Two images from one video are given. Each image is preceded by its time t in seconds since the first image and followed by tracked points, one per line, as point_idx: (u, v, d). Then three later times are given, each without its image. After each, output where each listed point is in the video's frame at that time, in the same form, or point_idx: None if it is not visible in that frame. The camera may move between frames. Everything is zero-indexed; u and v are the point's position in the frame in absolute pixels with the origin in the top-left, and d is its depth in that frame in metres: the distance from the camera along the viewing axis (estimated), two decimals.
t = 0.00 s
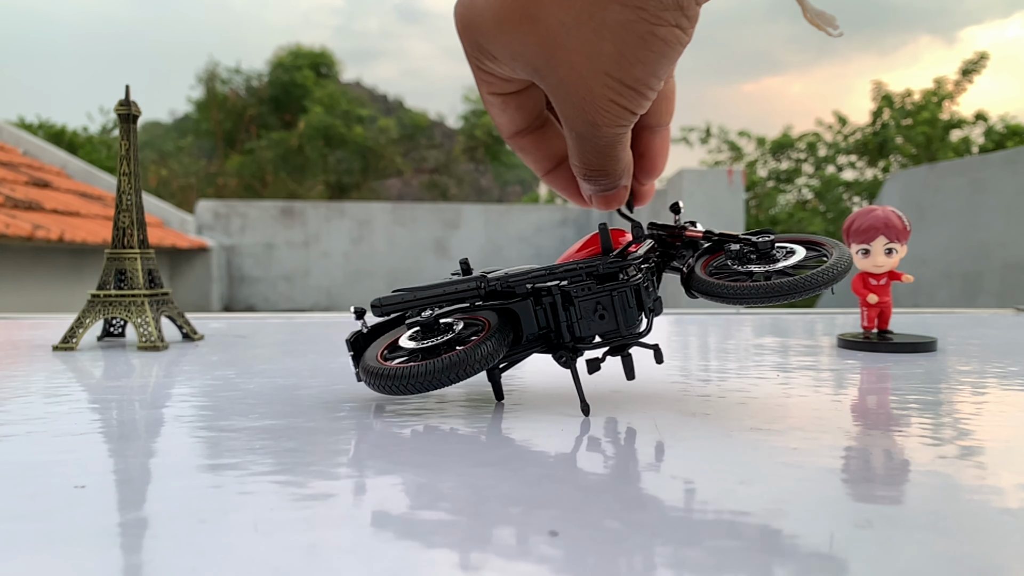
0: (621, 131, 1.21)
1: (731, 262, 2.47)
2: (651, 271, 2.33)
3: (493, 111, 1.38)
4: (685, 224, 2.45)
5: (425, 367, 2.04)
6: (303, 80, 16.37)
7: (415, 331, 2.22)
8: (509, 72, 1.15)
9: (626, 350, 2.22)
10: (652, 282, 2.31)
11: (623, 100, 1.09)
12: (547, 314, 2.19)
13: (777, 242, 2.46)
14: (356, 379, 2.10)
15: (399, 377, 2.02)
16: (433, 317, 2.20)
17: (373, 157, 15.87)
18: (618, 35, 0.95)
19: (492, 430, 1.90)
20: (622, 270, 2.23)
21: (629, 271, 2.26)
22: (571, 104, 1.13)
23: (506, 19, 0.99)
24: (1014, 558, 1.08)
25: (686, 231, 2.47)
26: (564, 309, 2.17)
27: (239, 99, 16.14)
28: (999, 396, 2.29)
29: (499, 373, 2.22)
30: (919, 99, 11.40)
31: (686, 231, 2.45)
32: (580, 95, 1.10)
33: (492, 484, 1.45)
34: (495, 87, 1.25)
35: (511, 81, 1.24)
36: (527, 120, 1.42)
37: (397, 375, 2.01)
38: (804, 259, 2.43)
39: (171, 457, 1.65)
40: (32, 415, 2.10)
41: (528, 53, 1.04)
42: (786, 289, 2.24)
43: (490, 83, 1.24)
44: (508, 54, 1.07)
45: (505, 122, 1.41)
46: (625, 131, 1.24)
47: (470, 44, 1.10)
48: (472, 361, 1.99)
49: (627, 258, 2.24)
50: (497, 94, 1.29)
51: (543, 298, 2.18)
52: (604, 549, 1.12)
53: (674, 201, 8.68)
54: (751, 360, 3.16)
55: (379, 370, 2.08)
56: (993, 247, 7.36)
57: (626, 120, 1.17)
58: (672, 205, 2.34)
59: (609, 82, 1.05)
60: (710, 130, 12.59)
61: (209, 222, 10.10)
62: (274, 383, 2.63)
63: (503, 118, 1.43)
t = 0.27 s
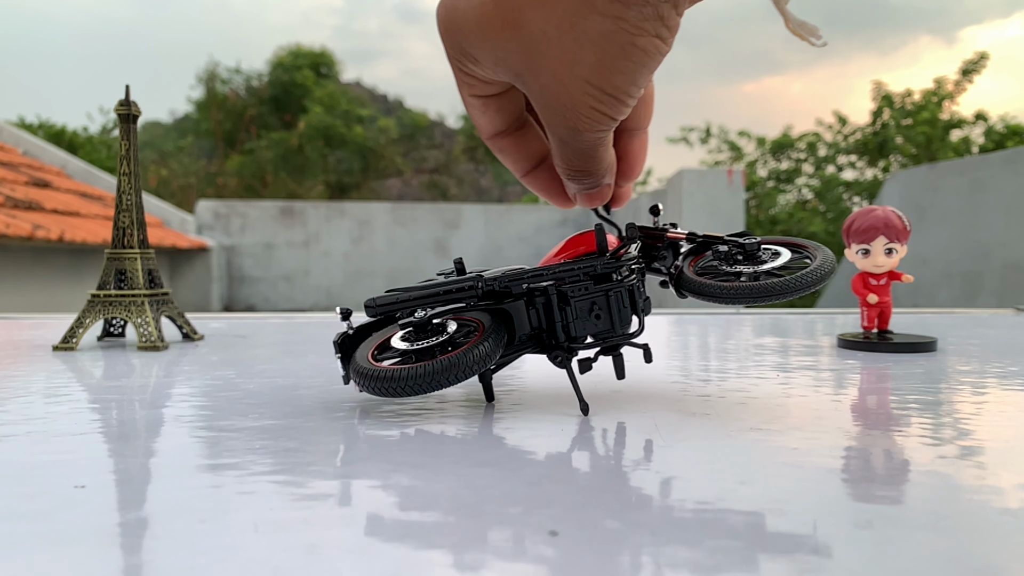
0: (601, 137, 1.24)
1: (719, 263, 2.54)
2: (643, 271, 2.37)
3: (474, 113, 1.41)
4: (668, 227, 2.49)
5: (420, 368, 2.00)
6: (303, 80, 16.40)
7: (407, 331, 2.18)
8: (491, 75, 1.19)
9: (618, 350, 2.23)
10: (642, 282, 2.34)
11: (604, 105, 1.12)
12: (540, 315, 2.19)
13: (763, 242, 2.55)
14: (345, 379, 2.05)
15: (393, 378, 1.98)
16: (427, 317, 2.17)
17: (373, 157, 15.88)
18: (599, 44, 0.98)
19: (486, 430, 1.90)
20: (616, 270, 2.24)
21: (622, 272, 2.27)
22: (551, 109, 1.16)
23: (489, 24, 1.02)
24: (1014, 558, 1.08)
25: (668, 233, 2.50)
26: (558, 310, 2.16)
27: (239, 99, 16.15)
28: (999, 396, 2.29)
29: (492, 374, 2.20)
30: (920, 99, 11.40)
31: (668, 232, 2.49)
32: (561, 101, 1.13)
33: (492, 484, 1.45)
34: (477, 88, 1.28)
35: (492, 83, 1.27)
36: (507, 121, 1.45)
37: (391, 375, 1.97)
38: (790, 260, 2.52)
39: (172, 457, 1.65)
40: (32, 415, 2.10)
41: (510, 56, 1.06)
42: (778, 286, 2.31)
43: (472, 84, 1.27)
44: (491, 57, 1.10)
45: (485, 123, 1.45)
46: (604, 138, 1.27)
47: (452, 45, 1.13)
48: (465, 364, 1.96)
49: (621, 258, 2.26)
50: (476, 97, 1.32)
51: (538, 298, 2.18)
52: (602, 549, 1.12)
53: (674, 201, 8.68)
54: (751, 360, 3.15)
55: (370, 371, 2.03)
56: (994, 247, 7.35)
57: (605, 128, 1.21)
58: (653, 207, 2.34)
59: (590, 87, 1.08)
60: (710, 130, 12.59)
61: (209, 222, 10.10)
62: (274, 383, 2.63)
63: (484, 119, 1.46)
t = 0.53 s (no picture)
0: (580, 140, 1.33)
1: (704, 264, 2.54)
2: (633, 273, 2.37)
3: (455, 115, 1.50)
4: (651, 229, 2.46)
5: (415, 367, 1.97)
6: (303, 80, 16.41)
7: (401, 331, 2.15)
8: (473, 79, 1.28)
9: (609, 350, 2.24)
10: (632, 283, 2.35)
11: (581, 111, 1.22)
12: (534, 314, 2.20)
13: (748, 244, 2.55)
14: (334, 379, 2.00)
15: (387, 377, 1.93)
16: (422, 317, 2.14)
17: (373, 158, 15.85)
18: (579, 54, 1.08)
19: (479, 430, 1.90)
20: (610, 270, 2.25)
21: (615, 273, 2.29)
22: (531, 112, 1.25)
23: (472, 30, 1.12)
24: (1013, 558, 1.08)
25: (649, 236, 2.48)
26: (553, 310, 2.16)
27: (239, 99, 16.16)
28: (999, 396, 2.29)
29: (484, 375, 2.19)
30: (920, 99, 11.39)
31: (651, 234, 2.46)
32: (541, 105, 1.23)
33: (492, 484, 1.45)
34: (458, 92, 1.37)
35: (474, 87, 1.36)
36: (487, 122, 1.53)
37: (386, 373, 1.93)
38: (775, 261, 2.53)
39: (172, 457, 1.65)
40: (32, 415, 2.10)
41: (493, 61, 1.16)
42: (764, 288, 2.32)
43: (453, 88, 1.36)
44: (475, 61, 1.19)
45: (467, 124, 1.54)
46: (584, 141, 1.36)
47: (437, 49, 1.21)
48: (460, 367, 1.91)
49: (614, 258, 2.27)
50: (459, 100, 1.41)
51: (533, 297, 2.19)
52: (601, 549, 1.12)
53: (674, 201, 8.68)
54: (751, 360, 3.16)
55: (364, 371, 1.98)
56: (994, 248, 7.36)
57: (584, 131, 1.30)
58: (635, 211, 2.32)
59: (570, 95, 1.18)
60: (710, 130, 12.59)
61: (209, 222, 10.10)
62: (274, 383, 2.63)
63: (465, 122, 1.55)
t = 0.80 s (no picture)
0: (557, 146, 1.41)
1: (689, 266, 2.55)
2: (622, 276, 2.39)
3: (435, 119, 1.59)
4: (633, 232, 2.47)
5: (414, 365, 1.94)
6: (303, 80, 16.43)
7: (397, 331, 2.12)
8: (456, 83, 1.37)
9: (601, 351, 2.26)
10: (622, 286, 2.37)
11: (557, 118, 1.31)
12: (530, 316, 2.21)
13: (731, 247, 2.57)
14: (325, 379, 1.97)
15: (385, 374, 1.90)
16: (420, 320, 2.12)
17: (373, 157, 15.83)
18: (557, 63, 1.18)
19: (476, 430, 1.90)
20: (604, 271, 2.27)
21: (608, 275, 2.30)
22: (509, 118, 1.34)
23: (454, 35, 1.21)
24: (1014, 558, 1.08)
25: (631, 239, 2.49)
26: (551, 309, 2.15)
27: (239, 99, 16.16)
28: (999, 396, 2.29)
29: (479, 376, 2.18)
30: (919, 99, 11.39)
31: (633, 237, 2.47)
32: (520, 112, 1.31)
33: (492, 484, 1.45)
34: (440, 96, 1.47)
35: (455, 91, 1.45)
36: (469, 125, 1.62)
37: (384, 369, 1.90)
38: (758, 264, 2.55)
39: (172, 457, 1.65)
40: (32, 415, 2.10)
41: (476, 68, 1.25)
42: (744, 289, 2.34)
43: (436, 92, 1.46)
44: (458, 65, 1.28)
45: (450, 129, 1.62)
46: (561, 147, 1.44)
47: (424, 51, 1.31)
48: (459, 368, 1.89)
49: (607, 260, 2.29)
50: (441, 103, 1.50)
51: (529, 298, 2.19)
52: (600, 549, 1.12)
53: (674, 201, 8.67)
54: (751, 360, 3.16)
55: (361, 370, 1.93)
56: (994, 247, 7.36)
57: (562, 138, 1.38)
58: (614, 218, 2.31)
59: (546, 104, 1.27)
60: (710, 130, 12.58)
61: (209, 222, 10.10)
62: (274, 383, 2.63)
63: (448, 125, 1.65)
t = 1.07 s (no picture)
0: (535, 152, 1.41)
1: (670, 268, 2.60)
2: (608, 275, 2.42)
3: (413, 119, 1.58)
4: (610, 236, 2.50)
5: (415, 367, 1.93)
6: (303, 80, 16.43)
7: (394, 330, 2.09)
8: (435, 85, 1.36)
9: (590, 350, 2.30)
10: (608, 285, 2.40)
11: (534, 127, 1.31)
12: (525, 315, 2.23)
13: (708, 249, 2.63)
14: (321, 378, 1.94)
15: (387, 376, 1.88)
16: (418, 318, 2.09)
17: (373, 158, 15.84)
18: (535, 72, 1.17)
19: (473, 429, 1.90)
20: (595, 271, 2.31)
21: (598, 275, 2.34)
22: (487, 124, 1.33)
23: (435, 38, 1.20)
24: (1013, 558, 1.08)
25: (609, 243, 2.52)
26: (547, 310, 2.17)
27: (239, 99, 16.17)
28: (999, 396, 2.29)
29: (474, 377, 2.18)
30: (919, 99, 11.39)
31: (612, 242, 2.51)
32: (496, 118, 1.30)
33: (492, 484, 1.44)
34: (418, 96, 1.45)
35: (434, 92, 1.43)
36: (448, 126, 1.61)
37: (386, 371, 1.87)
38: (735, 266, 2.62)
39: (172, 457, 1.65)
40: (32, 415, 2.10)
41: (455, 73, 1.24)
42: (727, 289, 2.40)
43: (414, 91, 1.44)
44: (436, 67, 1.27)
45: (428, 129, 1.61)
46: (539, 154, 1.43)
47: (403, 51, 1.30)
48: (460, 369, 1.89)
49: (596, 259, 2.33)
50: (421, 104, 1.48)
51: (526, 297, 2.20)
52: (600, 550, 1.12)
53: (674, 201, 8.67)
54: (751, 360, 3.16)
55: (363, 371, 1.90)
56: (993, 248, 7.36)
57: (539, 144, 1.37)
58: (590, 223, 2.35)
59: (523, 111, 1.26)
60: (710, 130, 12.57)
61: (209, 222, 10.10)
62: (274, 383, 2.63)
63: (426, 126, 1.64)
